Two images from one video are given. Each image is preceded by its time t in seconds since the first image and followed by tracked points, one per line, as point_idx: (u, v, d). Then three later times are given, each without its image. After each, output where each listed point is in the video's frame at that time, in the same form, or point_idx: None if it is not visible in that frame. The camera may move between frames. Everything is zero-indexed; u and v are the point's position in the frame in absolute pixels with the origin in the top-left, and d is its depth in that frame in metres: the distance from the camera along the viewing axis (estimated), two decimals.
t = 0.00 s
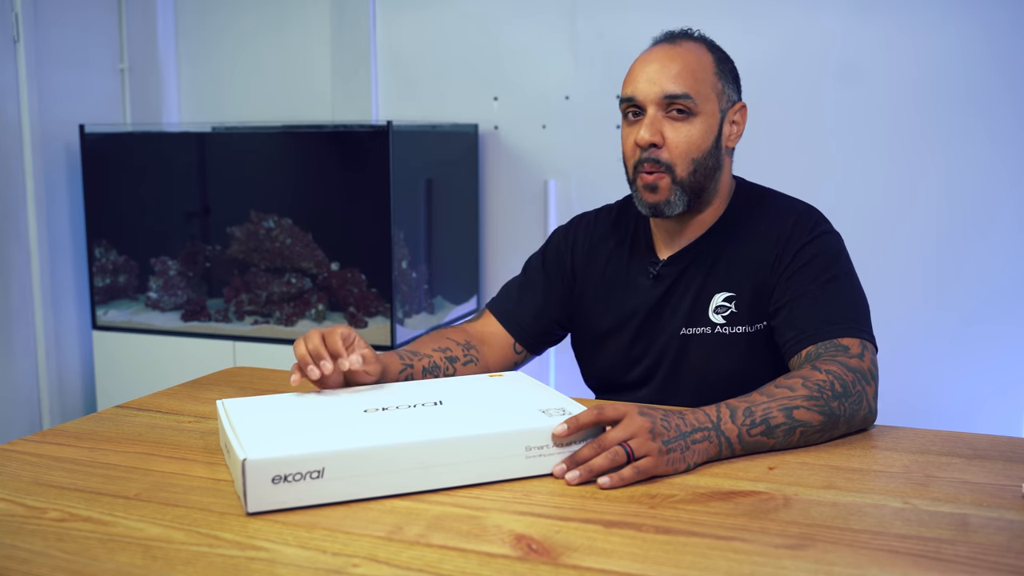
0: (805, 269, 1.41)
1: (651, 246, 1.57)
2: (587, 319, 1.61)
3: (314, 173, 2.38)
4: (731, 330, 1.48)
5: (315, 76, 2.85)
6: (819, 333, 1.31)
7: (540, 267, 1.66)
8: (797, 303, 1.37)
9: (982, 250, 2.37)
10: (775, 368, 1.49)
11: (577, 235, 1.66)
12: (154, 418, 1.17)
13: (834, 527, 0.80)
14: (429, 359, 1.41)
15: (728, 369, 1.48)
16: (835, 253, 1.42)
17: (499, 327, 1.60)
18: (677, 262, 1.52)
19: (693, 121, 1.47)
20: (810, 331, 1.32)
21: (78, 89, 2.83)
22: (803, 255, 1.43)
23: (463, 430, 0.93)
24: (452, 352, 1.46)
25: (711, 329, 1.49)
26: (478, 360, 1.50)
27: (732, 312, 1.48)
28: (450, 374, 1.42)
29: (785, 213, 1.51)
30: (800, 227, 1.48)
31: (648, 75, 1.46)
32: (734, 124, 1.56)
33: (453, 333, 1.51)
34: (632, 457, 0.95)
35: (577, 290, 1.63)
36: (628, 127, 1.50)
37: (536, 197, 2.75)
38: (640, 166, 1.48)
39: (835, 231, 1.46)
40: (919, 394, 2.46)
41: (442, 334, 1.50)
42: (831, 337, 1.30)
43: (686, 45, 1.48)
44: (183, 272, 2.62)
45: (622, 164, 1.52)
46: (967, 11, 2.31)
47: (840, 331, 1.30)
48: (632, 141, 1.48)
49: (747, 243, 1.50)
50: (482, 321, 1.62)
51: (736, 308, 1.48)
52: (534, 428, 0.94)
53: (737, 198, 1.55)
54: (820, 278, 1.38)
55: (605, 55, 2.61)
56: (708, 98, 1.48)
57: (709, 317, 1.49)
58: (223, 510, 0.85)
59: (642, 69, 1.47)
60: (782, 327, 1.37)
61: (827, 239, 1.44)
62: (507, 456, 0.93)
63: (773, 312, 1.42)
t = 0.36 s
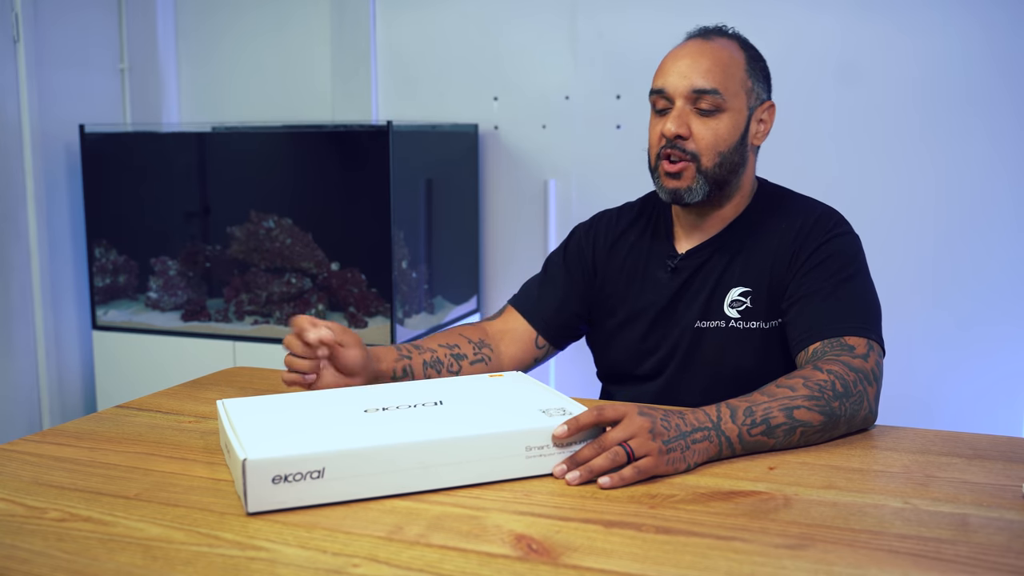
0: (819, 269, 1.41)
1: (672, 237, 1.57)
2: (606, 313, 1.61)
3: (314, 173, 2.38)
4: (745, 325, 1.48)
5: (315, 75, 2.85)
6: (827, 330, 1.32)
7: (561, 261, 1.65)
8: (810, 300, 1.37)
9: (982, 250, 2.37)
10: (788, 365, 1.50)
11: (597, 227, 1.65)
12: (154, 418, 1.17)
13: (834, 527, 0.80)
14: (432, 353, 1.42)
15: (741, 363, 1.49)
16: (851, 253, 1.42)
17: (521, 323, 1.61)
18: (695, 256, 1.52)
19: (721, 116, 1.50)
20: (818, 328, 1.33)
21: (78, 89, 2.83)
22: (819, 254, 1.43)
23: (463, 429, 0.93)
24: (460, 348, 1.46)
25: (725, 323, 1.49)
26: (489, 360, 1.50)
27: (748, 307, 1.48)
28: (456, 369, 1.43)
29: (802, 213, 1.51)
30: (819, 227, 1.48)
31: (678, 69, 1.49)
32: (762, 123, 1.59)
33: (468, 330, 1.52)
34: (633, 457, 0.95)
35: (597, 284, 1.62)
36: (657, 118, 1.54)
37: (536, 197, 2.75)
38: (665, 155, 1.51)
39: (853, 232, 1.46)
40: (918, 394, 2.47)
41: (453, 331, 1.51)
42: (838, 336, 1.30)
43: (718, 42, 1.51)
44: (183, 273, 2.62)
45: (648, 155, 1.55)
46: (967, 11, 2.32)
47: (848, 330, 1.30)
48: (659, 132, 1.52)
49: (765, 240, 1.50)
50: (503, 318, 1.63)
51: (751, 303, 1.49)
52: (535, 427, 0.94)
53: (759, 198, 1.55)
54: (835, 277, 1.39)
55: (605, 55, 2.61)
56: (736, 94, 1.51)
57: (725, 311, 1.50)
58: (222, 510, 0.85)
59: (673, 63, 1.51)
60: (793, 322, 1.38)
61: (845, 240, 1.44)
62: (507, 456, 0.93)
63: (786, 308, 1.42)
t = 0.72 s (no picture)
0: (821, 269, 1.41)
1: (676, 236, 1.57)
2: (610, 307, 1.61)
3: (314, 173, 2.38)
4: (747, 325, 1.48)
5: (315, 75, 2.85)
6: (828, 330, 1.32)
7: (567, 251, 1.66)
8: (812, 300, 1.37)
9: (981, 250, 2.37)
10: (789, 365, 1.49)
11: (604, 221, 1.66)
12: (154, 418, 1.17)
13: (834, 527, 0.80)
14: (439, 302, 1.49)
15: (742, 362, 1.48)
16: (855, 253, 1.42)
17: (522, 303, 1.63)
18: (697, 254, 1.52)
19: (727, 113, 1.51)
20: (819, 327, 1.33)
21: (78, 89, 2.83)
22: (822, 253, 1.43)
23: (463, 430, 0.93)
24: (464, 308, 1.53)
25: (727, 321, 1.49)
26: (486, 328, 1.54)
27: (750, 306, 1.48)
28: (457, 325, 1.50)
29: (806, 214, 1.51)
30: (822, 226, 1.48)
31: (685, 65, 1.51)
32: (768, 121, 1.59)
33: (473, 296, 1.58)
34: (633, 456, 0.95)
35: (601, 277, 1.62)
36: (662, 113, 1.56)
37: (536, 197, 2.75)
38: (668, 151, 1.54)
39: (857, 232, 1.46)
40: (917, 394, 2.47)
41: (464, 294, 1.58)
42: (839, 336, 1.30)
43: (726, 39, 1.52)
44: (183, 272, 2.62)
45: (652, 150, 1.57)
46: (966, 10, 2.32)
47: (850, 330, 1.30)
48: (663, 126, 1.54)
49: (769, 239, 1.50)
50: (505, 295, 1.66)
51: (754, 303, 1.48)
52: (534, 428, 0.94)
53: (762, 197, 1.55)
54: (837, 276, 1.39)
55: (605, 55, 2.61)
56: (743, 91, 1.52)
57: (726, 310, 1.49)
58: (222, 510, 0.85)
59: (681, 58, 1.52)
60: (794, 322, 1.38)
61: (848, 240, 1.44)
62: (507, 456, 0.93)
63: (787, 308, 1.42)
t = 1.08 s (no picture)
0: (821, 270, 1.41)
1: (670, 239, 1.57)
2: (607, 315, 1.61)
3: (314, 173, 2.38)
4: (748, 329, 1.48)
5: (315, 75, 2.85)
6: (828, 331, 1.32)
7: (561, 262, 1.65)
8: (812, 301, 1.37)
9: (982, 250, 2.37)
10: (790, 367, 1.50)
11: (597, 227, 1.65)
12: (154, 418, 1.17)
13: (834, 527, 0.80)
14: (450, 349, 1.43)
15: (745, 367, 1.48)
16: (853, 253, 1.42)
17: (521, 324, 1.61)
18: (694, 259, 1.52)
19: (730, 108, 1.52)
20: (820, 328, 1.33)
21: (78, 89, 2.83)
22: (822, 254, 1.43)
23: (463, 429, 0.93)
24: (472, 344, 1.48)
25: (728, 326, 1.49)
26: (498, 355, 1.51)
27: (750, 310, 1.48)
28: (473, 364, 1.44)
29: (804, 215, 1.51)
30: (820, 227, 1.48)
31: (688, 62, 1.51)
32: (768, 121, 1.60)
33: (472, 328, 1.53)
34: (632, 455, 0.95)
35: (598, 285, 1.62)
36: (664, 112, 1.56)
37: (536, 197, 2.75)
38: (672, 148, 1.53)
39: (855, 232, 1.47)
40: (918, 394, 2.47)
41: (463, 329, 1.52)
42: (839, 337, 1.31)
43: (725, 36, 1.53)
44: (183, 272, 2.62)
45: (655, 148, 1.57)
46: (967, 10, 2.32)
47: (850, 331, 1.30)
48: (667, 123, 1.53)
49: (768, 241, 1.50)
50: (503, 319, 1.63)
51: (754, 306, 1.48)
52: (534, 427, 0.94)
53: (759, 198, 1.55)
54: (837, 277, 1.39)
55: (605, 55, 2.61)
56: (745, 88, 1.53)
57: (727, 314, 1.49)
58: (222, 510, 0.85)
59: (682, 55, 1.53)
60: (794, 323, 1.38)
61: (847, 240, 1.45)
62: (507, 456, 0.93)
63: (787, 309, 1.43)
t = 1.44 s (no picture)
0: (819, 271, 1.41)
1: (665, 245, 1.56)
2: (603, 317, 1.61)
3: (314, 173, 2.38)
4: (746, 332, 1.48)
5: (314, 75, 2.85)
6: (828, 331, 1.32)
7: (558, 265, 1.66)
8: (811, 302, 1.37)
9: (983, 250, 2.37)
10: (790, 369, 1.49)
11: (592, 232, 1.66)
12: (154, 418, 1.17)
13: (834, 527, 0.80)
14: (451, 352, 1.43)
15: (743, 370, 1.48)
16: (850, 252, 1.42)
17: (519, 326, 1.61)
18: (689, 265, 1.52)
19: (710, 134, 1.46)
20: (819, 330, 1.33)
21: (78, 89, 2.83)
22: (819, 255, 1.43)
23: (463, 430, 0.92)
24: (474, 346, 1.47)
25: (725, 330, 1.49)
26: (500, 358, 1.50)
27: (748, 313, 1.48)
28: (474, 366, 1.43)
29: (800, 217, 1.51)
30: (817, 228, 1.48)
31: (661, 90, 1.44)
32: (748, 131, 1.56)
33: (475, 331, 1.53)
34: (632, 456, 0.95)
35: (593, 288, 1.62)
36: (642, 141, 1.50)
37: (536, 196, 2.75)
38: (655, 180, 1.49)
39: (852, 231, 1.47)
40: (919, 393, 2.46)
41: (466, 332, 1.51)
42: (839, 337, 1.30)
43: (696, 54, 1.45)
44: (183, 272, 2.62)
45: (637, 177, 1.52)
46: (967, 10, 2.32)
47: (849, 331, 1.30)
48: (647, 157, 1.48)
49: (765, 243, 1.50)
50: (501, 322, 1.63)
51: (752, 309, 1.48)
52: (534, 428, 0.94)
53: (752, 202, 1.55)
54: (835, 277, 1.39)
55: (605, 55, 2.61)
56: (723, 109, 1.46)
57: (724, 318, 1.49)
58: (222, 510, 0.85)
59: (654, 82, 1.45)
60: (793, 324, 1.38)
61: (844, 239, 1.45)
62: (507, 456, 0.93)
63: (786, 311, 1.42)
